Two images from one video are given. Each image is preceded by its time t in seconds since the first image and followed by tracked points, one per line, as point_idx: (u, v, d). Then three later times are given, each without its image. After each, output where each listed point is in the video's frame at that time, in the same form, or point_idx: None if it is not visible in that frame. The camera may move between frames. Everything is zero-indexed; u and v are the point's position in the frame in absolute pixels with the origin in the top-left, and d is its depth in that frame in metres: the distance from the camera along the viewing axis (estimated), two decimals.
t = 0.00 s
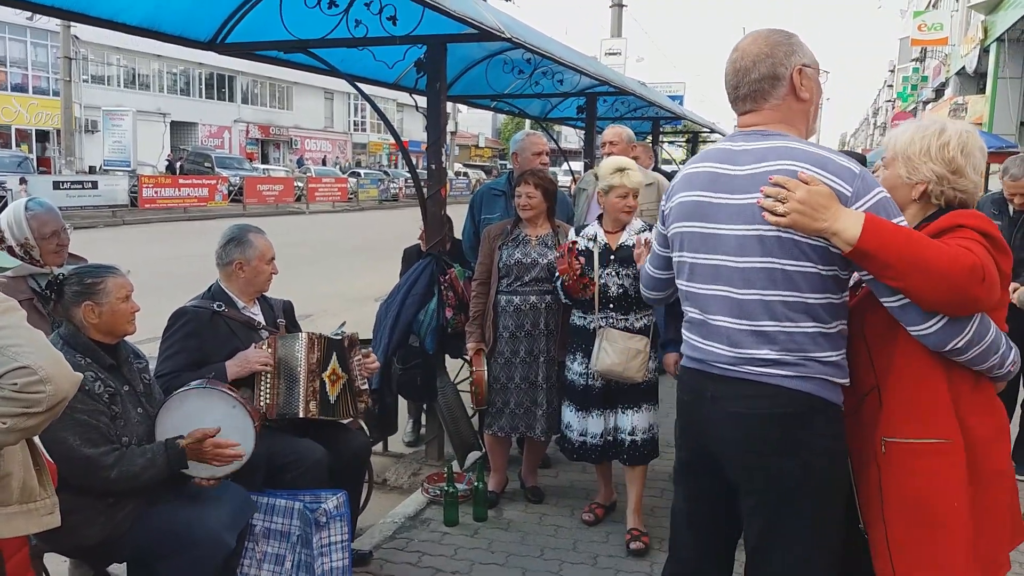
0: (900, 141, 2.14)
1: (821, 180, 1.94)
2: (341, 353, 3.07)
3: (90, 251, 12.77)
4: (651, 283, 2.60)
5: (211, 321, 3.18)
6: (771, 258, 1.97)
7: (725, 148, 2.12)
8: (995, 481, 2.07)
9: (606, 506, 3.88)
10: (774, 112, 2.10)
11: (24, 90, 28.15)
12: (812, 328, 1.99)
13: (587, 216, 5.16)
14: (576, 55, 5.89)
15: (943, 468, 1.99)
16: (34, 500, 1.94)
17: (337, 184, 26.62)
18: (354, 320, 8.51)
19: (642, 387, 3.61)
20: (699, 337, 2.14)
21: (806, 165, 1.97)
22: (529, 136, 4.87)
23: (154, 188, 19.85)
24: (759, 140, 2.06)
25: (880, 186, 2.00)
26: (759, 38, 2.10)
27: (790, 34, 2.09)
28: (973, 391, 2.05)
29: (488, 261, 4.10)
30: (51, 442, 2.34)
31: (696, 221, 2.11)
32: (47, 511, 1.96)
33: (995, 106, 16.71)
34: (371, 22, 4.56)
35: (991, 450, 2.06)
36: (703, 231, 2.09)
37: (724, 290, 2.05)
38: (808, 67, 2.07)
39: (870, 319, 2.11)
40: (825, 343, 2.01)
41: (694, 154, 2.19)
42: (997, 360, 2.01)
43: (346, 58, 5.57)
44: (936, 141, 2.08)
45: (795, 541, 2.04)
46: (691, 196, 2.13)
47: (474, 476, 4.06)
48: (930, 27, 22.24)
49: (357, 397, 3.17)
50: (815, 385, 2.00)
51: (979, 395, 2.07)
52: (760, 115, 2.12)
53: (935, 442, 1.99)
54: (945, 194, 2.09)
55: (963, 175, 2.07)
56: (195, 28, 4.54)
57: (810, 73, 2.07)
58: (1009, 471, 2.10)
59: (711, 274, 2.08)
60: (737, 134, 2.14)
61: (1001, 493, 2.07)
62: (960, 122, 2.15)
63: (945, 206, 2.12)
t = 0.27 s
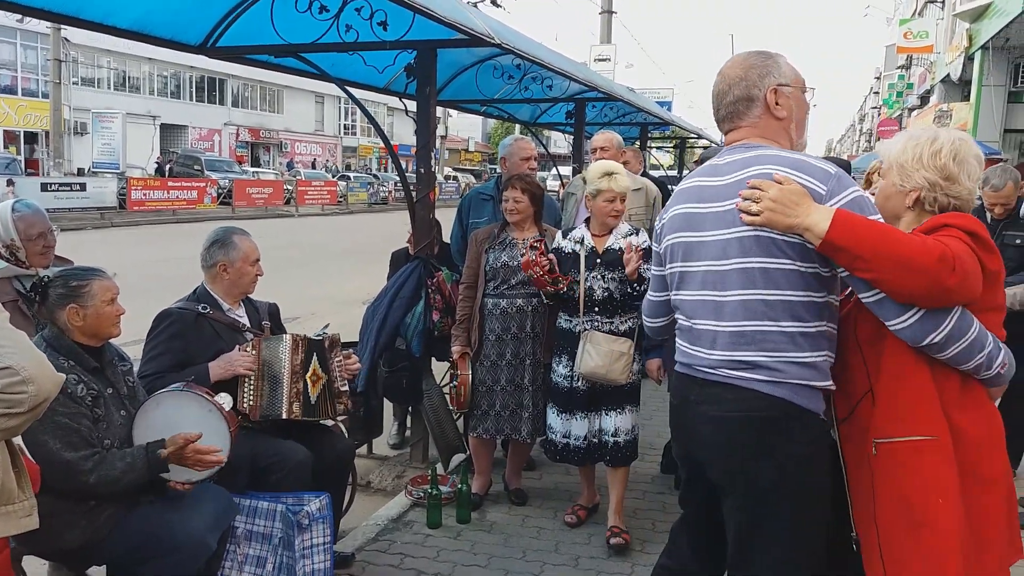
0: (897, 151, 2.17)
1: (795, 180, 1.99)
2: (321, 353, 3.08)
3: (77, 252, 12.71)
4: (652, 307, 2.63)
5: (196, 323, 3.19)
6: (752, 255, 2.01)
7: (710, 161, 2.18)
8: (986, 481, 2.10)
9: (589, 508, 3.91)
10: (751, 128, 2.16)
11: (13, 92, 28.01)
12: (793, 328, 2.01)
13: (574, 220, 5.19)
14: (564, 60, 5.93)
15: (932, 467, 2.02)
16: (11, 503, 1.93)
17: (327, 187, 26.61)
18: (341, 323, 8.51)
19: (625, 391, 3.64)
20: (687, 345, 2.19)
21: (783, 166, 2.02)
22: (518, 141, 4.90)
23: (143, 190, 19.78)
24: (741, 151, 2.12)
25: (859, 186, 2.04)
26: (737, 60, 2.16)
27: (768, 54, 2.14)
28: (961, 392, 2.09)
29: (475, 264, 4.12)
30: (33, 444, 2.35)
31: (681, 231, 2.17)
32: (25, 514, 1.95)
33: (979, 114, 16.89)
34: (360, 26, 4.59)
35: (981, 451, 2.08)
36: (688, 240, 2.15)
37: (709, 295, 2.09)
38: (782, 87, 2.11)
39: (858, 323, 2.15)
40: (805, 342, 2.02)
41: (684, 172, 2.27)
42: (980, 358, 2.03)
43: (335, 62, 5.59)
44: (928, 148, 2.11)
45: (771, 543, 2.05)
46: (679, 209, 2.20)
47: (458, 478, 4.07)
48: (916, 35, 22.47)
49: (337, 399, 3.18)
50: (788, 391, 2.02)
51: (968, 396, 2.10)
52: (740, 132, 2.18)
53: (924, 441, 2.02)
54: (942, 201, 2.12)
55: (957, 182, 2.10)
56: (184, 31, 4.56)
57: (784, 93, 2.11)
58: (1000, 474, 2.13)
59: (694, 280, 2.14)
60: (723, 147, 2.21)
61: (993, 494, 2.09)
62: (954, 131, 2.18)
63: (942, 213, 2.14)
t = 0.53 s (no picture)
0: (868, 147, 2.18)
1: (754, 188, 2.02)
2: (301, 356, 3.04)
3: (56, 258, 12.55)
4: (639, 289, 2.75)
5: (175, 327, 3.17)
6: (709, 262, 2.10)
7: (689, 159, 2.24)
8: (942, 483, 2.07)
9: (576, 512, 3.92)
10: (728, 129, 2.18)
11: None
12: (745, 328, 2.08)
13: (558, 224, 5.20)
14: (547, 64, 5.95)
15: (877, 466, 2.02)
16: None
17: (310, 191, 26.49)
18: (325, 328, 8.47)
19: (610, 394, 3.65)
20: (659, 336, 2.28)
21: (744, 174, 2.06)
22: (501, 145, 4.91)
23: (124, 195, 19.58)
24: (714, 151, 2.16)
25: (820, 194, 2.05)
26: (719, 59, 2.17)
27: (749, 53, 2.14)
28: (919, 391, 2.08)
29: (459, 269, 4.12)
30: (13, 453, 2.31)
31: (656, 227, 2.26)
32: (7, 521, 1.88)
33: (957, 118, 17.12)
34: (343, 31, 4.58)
35: (936, 454, 2.07)
36: (662, 237, 2.24)
37: (677, 292, 2.18)
38: (759, 87, 2.12)
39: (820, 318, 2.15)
40: (755, 342, 2.08)
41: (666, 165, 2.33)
42: (933, 359, 2.03)
43: (317, 66, 5.57)
44: (898, 144, 2.11)
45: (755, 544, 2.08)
46: (654, 204, 2.29)
47: (445, 484, 4.07)
48: (894, 40, 22.75)
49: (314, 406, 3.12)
50: (740, 385, 2.09)
51: (927, 396, 2.08)
52: (718, 132, 2.20)
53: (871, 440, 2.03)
54: (911, 197, 2.11)
55: (925, 177, 2.09)
56: (165, 35, 4.52)
57: (761, 93, 2.12)
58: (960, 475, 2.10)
59: (665, 276, 2.23)
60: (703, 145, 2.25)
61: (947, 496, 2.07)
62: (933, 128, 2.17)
63: (911, 208, 2.13)
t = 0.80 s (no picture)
0: (848, 148, 2.18)
1: (726, 207, 2.02)
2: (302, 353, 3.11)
3: (52, 260, 12.53)
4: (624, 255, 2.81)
5: (169, 328, 3.17)
6: (678, 265, 2.15)
7: (675, 158, 2.25)
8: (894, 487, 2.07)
9: (572, 512, 3.92)
10: (718, 128, 2.18)
11: None
12: (710, 333, 2.12)
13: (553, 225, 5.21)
14: (543, 66, 5.96)
15: (826, 468, 2.03)
16: None
17: (307, 193, 26.47)
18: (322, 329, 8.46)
19: (606, 394, 3.65)
20: (641, 326, 2.37)
21: (718, 190, 2.06)
22: (496, 146, 4.92)
23: (120, 197, 19.54)
24: (697, 156, 2.16)
25: (794, 213, 2.05)
26: (711, 55, 2.17)
27: (740, 49, 2.14)
28: (878, 397, 2.06)
29: (455, 269, 4.13)
30: (7, 454, 2.31)
31: (642, 223, 2.31)
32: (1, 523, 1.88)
33: (952, 118, 17.16)
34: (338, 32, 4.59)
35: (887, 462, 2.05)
36: (646, 234, 2.30)
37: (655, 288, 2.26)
38: (750, 84, 2.12)
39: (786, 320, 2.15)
40: (722, 342, 2.11)
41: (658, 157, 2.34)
42: (889, 374, 2.01)
43: (313, 67, 5.58)
44: (876, 145, 2.12)
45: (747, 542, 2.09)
46: (642, 199, 2.33)
47: (441, 484, 4.07)
48: (890, 40, 22.80)
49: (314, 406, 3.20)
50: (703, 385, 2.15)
51: (885, 401, 2.07)
52: (708, 130, 2.20)
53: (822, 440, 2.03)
54: (890, 198, 2.12)
55: (902, 178, 2.10)
56: (160, 37, 4.52)
57: (752, 91, 2.12)
58: (914, 479, 2.10)
59: (648, 270, 2.31)
60: (690, 144, 2.26)
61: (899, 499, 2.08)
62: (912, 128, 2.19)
63: (890, 209, 2.14)
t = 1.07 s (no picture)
0: (841, 156, 2.18)
1: (723, 230, 2.01)
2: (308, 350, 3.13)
3: (51, 259, 12.52)
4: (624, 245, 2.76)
5: (171, 327, 3.17)
6: (671, 275, 2.15)
7: (673, 168, 2.23)
8: (884, 490, 2.08)
9: (574, 510, 3.92)
10: (718, 140, 2.16)
11: None
12: (700, 348, 2.13)
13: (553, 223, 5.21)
14: (542, 64, 5.95)
15: (823, 469, 2.01)
16: None
17: (306, 191, 26.45)
18: (322, 328, 8.46)
19: (607, 393, 3.64)
20: (636, 327, 2.39)
21: (715, 211, 2.05)
22: (496, 145, 4.92)
23: (120, 196, 19.53)
24: (695, 170, 2.15)
25: (791, 235, 2.03)
26: (711, 67, 2.14)
27: (739, 61, 2.12)
28: (873, 403, 2.06)
29: (456, 268, 4.15)
30: (8, 453, 2.30)
31: (639, 229, 2.31)
32: (5, 520, 1.88)
33: (951, 116, 17.16)
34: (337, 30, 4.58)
35: (878, 464, 2.05)
36: (642, 240, 2.30)
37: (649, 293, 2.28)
38: (750, 97, 2.10)
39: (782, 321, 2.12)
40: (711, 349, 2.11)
41: (657, 163, 2.32)
42: (882, 386, 2.02)
43: (312, 66, 5.57)
44: (869, 153, 2.12)
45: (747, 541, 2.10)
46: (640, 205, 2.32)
47: (442, 483, 4.08)
48: (889, 38, 22.80)
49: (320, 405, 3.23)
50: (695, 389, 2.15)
51: (880, 406, 2.06)
52: (706, 143, 2.18)
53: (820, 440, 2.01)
54: (883, 206, 2.13)
55: (895, 186, 2.11)
56: (159, 36, 4.52)
57: (752, 103, 2.10)
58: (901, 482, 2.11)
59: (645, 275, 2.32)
60: (689, 155, 2.24)
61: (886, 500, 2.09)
62: (902, 134, 2.19)
63: (882, 216, 2.15)
